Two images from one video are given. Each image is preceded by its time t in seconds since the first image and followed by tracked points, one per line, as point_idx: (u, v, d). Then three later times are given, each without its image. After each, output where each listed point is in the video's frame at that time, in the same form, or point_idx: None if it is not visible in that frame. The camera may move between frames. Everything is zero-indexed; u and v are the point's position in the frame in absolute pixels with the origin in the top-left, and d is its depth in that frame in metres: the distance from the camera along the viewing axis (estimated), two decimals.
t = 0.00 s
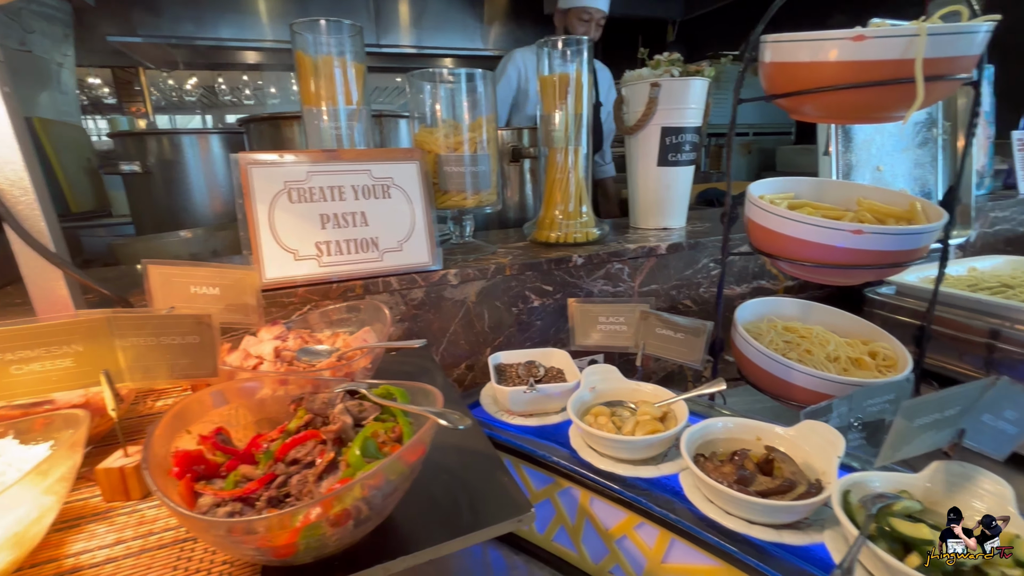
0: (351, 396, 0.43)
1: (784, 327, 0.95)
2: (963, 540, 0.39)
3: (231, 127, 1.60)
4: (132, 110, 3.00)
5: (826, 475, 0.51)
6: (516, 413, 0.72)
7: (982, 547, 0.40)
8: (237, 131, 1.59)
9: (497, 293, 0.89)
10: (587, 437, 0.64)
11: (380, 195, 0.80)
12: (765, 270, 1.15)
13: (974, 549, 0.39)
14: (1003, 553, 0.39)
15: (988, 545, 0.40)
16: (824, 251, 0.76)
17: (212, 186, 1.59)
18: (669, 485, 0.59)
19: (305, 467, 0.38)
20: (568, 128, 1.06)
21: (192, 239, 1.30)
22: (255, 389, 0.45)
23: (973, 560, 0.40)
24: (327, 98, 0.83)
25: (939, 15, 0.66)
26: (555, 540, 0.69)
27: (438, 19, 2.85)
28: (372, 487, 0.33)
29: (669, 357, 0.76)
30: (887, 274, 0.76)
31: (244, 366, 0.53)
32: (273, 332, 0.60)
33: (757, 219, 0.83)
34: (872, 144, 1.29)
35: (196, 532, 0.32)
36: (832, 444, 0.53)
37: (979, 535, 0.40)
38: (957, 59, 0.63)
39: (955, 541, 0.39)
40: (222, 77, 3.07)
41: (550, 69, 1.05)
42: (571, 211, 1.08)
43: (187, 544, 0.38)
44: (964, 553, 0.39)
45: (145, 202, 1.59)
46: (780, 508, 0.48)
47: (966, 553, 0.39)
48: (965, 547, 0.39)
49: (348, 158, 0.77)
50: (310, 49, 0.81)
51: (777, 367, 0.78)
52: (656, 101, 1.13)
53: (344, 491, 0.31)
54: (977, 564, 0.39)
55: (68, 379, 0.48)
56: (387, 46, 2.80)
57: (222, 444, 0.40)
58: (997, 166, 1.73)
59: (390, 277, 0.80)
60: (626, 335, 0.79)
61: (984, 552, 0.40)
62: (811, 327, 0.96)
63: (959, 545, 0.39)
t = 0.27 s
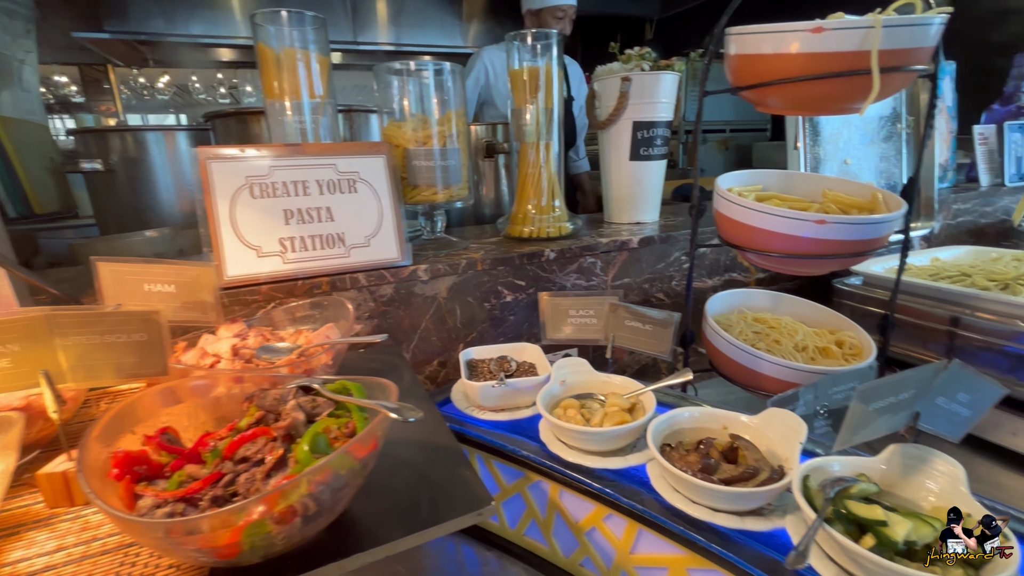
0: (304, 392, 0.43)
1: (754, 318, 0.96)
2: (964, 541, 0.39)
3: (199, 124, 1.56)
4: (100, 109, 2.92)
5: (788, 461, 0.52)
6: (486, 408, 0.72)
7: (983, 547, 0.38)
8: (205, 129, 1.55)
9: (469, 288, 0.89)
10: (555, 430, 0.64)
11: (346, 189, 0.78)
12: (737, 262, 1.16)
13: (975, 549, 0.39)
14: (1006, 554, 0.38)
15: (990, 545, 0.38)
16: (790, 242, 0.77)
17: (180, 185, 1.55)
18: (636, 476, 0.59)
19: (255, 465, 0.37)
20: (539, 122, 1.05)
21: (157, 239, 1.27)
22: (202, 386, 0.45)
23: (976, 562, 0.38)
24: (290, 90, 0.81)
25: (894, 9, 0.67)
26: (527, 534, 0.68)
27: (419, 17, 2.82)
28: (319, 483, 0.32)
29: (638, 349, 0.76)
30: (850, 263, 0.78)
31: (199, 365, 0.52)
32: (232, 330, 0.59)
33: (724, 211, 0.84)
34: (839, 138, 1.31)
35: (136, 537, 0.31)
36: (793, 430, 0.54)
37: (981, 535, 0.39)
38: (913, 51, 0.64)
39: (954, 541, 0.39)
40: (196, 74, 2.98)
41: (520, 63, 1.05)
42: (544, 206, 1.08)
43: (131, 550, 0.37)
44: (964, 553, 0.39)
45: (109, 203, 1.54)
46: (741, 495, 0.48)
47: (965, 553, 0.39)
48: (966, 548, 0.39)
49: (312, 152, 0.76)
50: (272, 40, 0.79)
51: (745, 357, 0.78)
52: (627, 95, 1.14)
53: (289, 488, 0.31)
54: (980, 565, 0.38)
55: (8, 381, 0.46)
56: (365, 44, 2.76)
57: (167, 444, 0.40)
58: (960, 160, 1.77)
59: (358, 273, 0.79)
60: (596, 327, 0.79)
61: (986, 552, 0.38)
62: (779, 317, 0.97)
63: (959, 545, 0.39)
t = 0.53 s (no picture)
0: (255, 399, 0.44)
1: (724, 314, 0.97)
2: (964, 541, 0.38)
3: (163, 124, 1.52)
4: (64, 109, 2.82)
5: (752, 456, 0.52)
6: (457, 410, 0.71)
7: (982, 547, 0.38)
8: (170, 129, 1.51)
9: (440, 289, 0.87)
10: (524, 431, 0.64)
11: (310, 190, 0.77)
12: (708, 259, 1.17)
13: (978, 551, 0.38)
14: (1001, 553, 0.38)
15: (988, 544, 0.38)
16: (756, 239, 0.77)
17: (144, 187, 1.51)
18: (605, 475, 0.58)
19: (198, 477, 0.39)
20: (510, 121, 1.05)
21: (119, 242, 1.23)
22: (148, 397, 0.47)
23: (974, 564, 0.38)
24: (251, 88, 0.79)
25: (852, 7, 0.68)
26: (498, 536, 0.68)
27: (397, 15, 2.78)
28: (263, 495, 0.33)
29: (608, 347, 0.76)
30: (815, 258, 0.79)
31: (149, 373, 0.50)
32: (187, 336, 0.57)
33: (692, 209, 0.85)
34: (807, 135, 1.33)
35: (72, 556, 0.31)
36: (757, 426, 0.54)
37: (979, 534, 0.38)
38: (871, 48, 0.65)
39: (954, 541, 0.38)
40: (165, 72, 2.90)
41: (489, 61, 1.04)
42: (516, 205, 1.07)
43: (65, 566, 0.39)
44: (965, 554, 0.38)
45: (69, 205, 1.49)
46: (705, 492, 0.48)
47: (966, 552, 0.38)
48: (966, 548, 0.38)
49: (274, 152, 0.74)
50: (230, 36, 0.77)
51: (714, 353, 0.79)
52: (598, 93, 1.14)
53: (229, 503, 0.31)
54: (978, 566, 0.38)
55: None
56: (341, 42, 2.72)
57: (109, 460, 0.42)
58: (924, 156, 1.82)
59: (324, 275, 0.77)
60: (566, 326, 0.79)
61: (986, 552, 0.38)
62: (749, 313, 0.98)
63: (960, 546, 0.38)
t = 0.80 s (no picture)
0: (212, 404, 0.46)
1: (698, 309, 0.98)
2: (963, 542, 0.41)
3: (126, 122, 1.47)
4: (26, 107, 2.73)
5: (721, 448, 0.53)
6: (430, 410, 0.70)
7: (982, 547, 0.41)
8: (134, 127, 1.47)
9: (413, 288, 0.86)
10: (498, 430, 0.63)
11: (277, 188, 0.75)
12: (682, 255, 1.19)
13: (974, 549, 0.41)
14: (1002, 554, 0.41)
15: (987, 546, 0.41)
16: (726, 234, 0.78)
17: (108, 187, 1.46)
18: (579, 471, 0.59)
19: (152, 484, 0.40)
20: (483, 118, 1.04)
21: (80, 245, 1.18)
22: (98, 404, 0.47)
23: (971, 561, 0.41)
24: (214, 84, 0.77)
25: (814, 4, 0.69)
26: (474, 536, 0.67)
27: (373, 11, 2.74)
28: (214, 502, 0.34)
29: (583, 344, 0.77)
30: (784, 252, 0.80)
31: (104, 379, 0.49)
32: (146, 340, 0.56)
33: (664, 206, 0.86)
34: (777, 132, 1.36)
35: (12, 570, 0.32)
36: (726, 419, 0.55)
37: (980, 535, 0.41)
38: (833, 46, 0.67)
39: (955, 541, 0.41)
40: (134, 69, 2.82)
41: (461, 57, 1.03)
42: (491, 203, 1.06)
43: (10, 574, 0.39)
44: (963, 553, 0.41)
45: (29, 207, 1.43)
46: (675, 485, 0.48)
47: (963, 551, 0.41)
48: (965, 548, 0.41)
49: (239, 150, 0.72)
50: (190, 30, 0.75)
51: (687, 347, 0.80)
52: (571, 91, 1.14)
53: (180, 510, 0.32)
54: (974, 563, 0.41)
55: None
56: (317, 40, 2.68)
57: (54, 471, 0.43)
58: (891, 153, 1.87)
59: (293, 276, 0.76)
60: (540, 324, 0.79)
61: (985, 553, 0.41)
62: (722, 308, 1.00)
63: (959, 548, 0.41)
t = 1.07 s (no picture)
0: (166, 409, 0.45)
1: (671, 305, 1.00)
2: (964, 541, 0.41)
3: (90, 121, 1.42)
4: None
5: (688, 442, 0.54)
6: (403, 410, 0.70)
7: (983, 547, 0.40)
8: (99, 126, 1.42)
9: (387, 288, 0.86)
10: (470, 429, 0.63)
11: (243, 188, 0.74)
12: (657, 252, 1.20)
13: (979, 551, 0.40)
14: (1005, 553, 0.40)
15: (989, 545, 0.40)
16: (696, 231, 0.79)
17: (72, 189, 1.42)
18: (551, 468, 0.59)
19: (104, 491, 0.40)
20: (456, 116, 1.03)
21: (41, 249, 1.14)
22: (49, 411, 0.46)
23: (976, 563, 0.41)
24: (177, 82, 0.75)
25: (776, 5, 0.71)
26: (448, 536, 0.67)
27: (351, 9, 2.71)
28: (166, 507, 0.35)
29: (556, 341, 0.77)
30: (752, 248, 0.81)
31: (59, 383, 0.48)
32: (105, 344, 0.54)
33: (636, 204, 0.86)
34: (748, 130, 1.38)
35: None
36: (694, 412, 0.56)
37: (981, 535, 0.41)
38: (794, 45, 0.68)
39: (955, 541, 0.41)
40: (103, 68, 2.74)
41: (433, 56, 1.03)
42: (465, 201, 1.06)
43: None
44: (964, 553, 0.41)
45: None
46: (642, 479, 0.49)
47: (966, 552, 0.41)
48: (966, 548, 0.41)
49: (204, 149, 0.70)
50: (151, 27, 0.73)
51: (659, 343, 0.81)
52: (545, 89, 1.14)
53: (129, 517, 0.33)
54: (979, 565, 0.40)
55: None
56: (293, 38, 2.63)
57: (1, 480, 0.42)
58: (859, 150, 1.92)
59: (262, 277, 0.75)
60: (514, 322, 0.79)
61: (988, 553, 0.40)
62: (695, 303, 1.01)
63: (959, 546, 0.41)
